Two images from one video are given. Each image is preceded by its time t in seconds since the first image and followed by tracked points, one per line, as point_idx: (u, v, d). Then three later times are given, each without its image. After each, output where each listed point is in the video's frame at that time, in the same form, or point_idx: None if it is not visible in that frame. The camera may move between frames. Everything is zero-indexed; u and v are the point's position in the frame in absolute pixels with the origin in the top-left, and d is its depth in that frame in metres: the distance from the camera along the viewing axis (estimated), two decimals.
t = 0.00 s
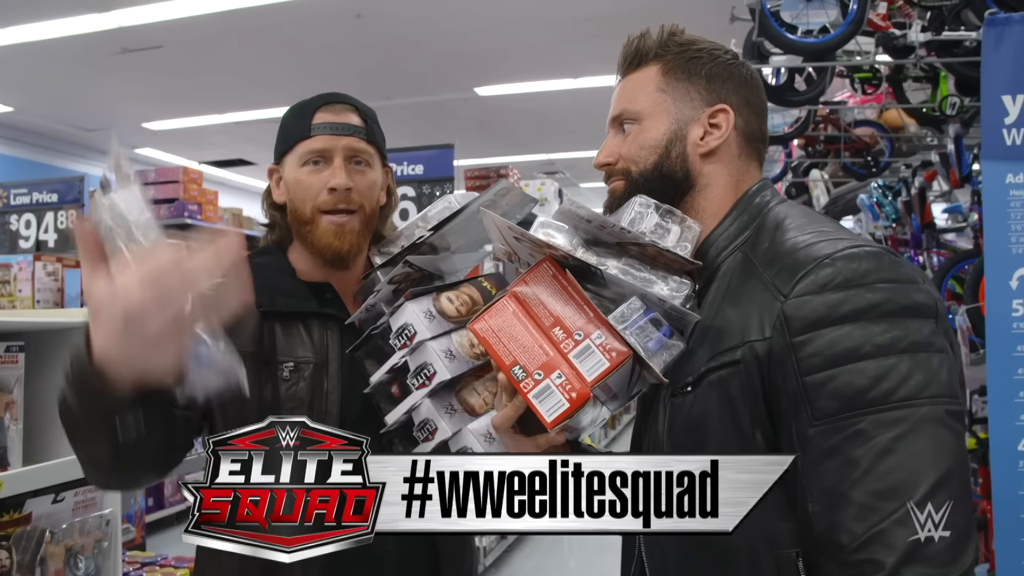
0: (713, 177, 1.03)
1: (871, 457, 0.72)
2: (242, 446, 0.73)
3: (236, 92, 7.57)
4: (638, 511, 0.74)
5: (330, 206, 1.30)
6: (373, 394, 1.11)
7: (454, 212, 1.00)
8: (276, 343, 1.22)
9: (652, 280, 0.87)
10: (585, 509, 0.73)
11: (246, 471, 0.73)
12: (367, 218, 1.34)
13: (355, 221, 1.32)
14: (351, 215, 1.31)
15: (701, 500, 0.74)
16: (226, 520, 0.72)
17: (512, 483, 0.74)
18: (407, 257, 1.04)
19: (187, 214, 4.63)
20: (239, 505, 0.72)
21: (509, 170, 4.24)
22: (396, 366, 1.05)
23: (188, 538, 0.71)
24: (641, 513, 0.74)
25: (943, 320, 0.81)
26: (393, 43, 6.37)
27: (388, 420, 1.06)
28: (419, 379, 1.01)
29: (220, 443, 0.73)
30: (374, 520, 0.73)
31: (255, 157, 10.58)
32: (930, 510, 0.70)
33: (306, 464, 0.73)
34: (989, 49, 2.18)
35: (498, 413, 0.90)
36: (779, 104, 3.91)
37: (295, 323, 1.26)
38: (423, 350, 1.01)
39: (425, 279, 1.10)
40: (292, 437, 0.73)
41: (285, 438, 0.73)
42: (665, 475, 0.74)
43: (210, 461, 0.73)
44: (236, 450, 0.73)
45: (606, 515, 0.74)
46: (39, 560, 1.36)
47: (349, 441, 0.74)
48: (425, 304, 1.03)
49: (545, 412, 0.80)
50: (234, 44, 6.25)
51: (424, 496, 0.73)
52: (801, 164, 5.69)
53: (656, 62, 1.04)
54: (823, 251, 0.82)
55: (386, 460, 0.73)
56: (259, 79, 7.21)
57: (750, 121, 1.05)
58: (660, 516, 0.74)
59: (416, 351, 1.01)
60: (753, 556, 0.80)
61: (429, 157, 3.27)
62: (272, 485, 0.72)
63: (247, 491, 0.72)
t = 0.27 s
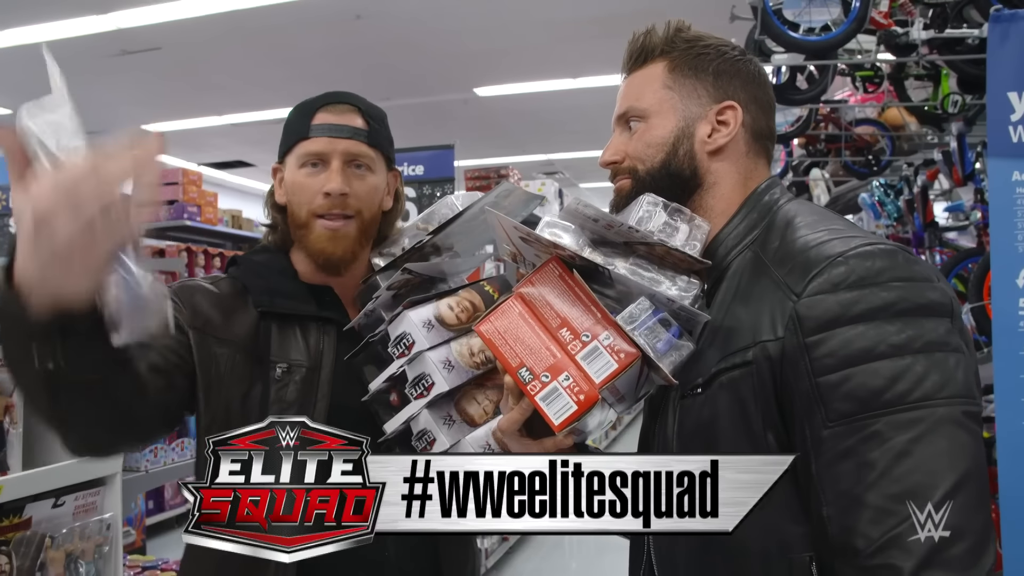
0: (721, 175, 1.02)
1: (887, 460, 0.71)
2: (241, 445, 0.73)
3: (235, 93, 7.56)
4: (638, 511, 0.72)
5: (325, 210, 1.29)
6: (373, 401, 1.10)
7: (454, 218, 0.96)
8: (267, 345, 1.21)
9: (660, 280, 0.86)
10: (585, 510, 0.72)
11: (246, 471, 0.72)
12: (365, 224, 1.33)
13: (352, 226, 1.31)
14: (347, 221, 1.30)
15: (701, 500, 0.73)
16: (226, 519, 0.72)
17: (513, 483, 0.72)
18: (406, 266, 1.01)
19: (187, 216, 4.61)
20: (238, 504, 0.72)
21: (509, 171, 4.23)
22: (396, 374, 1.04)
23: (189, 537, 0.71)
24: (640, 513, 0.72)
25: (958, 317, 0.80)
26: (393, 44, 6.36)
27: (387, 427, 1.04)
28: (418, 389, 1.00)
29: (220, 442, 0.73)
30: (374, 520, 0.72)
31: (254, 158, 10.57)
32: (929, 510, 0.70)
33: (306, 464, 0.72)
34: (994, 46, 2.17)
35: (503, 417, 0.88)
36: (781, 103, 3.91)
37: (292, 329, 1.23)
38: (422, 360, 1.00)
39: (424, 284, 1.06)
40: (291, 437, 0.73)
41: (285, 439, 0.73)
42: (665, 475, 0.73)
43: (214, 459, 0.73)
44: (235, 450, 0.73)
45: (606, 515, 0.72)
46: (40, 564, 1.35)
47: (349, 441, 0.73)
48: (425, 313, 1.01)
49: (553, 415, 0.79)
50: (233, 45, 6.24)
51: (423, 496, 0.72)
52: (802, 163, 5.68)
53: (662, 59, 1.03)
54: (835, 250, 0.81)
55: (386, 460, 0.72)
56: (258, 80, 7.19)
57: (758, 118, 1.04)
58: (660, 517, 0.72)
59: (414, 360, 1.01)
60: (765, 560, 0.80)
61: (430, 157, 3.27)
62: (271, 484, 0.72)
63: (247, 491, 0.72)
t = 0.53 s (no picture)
0: (725, 181, 1.01)
1: (898, 471, 0.70)
2: (242, 445, 0.70)
3: (235, 98, 7.56)
4: (638, 511, 0.69)
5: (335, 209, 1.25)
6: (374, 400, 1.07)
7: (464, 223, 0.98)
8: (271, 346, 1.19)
9: (665, 287, 0.85)
10: (585, 510, 0.69)
11: (247, 470, 0.70)
12: (374, 222, 1.29)
13: (360, 223, 1.27)
14: (357, 218, 1.26)
15: (702, 500, 0.70)
16: (226, 520, 0.69)
17: (512, 482, 0.69)
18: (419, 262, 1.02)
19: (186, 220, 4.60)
20: (239, 505, 0.69)
21: (509, 177, 4.22)
22: (401, 372, 1.02)
23: (190, 536, 0.70)
24: (641, 512, 0.69)
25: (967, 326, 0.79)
26: (393, 49, 6.35)
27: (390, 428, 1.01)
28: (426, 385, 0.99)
29: (220, 443, 0.70)
30: (374, 520, 0.69)
31: (254, 163, 10.56)
32: (931, 510, 0.69)
33: (306, 464, 0.69)
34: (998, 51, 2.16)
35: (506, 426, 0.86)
36: (782, 109, 3.90)
37: (293, 328, 1.25)
38: (432, 356, 0.99)
39: (433, 286, 1.06)
40: (292, 437, 0.70)
41: (284, 439, 0.70)
42: (664, 475, 0.70)
43: (213, 458, 0.70)
44: (236, 450, 0.70)
45: (606, 515, 0.69)
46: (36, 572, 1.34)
47: (349, 441, 0.70)
48: (433, 309, 1.01)
49: (557, 425, 0.77)
50: (233, 50, 6.23)
51: (424, 495, 0.69)
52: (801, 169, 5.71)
53: (665, 63, 1.02)
54: (843, 258, 0.80)
55: (386, 460, 0.69)
56: (258, 85, 7.19)
57: (763, 123, 1.03)
58: (660, 517, 0.69)
59: (423, 357, 1.00)
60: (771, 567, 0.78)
61: (430, 162, 3.26)
62: (272, 484, 0.69)
63: (247, 491, 0.69)
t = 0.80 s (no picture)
0: (729, 182, 1.00)
1: (902, 477, 0.70)
2: (241, 445, 0.69)
3: (238, 93, 7.55)
4: (638, 511, 0.68)
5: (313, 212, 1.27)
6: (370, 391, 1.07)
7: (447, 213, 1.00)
8: (261, 346, 1.26)
9: (668, 288, 0.84)
10: (585, 510, 0.68)
11: (247, 471, 0.69)
12: (352, 225, 1.32)
13: (338, 226, 1.30)
14: (334, 221, 1.29)
15: (701, 500, 0.69)
16: (226, 519, 0.69)
17: (513, 483, 0.69)
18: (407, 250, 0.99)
19: (188, 215, 4.60)
20: (239, 504, 0.69)
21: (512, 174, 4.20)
22: (394, 359, 1.00)
23: (190, 537, 0.70)
24: (640, 513, 0.68)
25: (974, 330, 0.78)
26: (396, 45, 6.34)
27: (385, 418, 1.01)
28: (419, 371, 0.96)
29: (220, 442, 0.69)
30: (374, 520, 0.68)
31: (256, 159, 10.57)
32: (930, 510, 0.69)
33: (306, 464, 0.68)
34: (1006, 53, 2.15)
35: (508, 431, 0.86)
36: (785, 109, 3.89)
37: (279, 326, 1.29)
38: (423, 340, 0.96)
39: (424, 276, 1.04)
40: (291, 437, 0.69)
41: (284, 439, 0.69)
42: (664, 475, 0.69)
43: (213, 458, 0.70)
44: (236, 450, 0.69)
45: (606, 515, 0.68)
46: (34, 567, 1.32)
47: (349, 441, 0.69)
48: (424, 295, 0.99)
49: (559, 430, 0.77)
50: (236, 45, 6.22)
51: (424, 495, 0.68)
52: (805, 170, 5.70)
53: (671, 62, 1.02)
54: (848, 260, 0.80)
55: (386, 460, 0.69)
56: (260, 81, 7.18)
57: (767, 126, 1.03)
58: (660, 517, 0.68)
59: (416, 342, 0.98)
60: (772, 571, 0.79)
61: (433, 159, 3.25)
62: (272, 484, 0.68)
63: (247, 491, 0.69)
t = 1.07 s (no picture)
0: (745, 180, 1.01)
1: (915, 474, 0.70)
2: (241, 445, 0.64)
3: (242, 88, 7.55)
4: (638, 512, 0.62)
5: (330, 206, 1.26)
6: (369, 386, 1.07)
7: (450, 212, 1.00)
8: (264, 339, 1.28)
9: (692, 288, 0.84)
10: (587, 510, 0.62)
11: (246, 471, 0.64)
12: (364, 219, 1.31)
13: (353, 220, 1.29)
14: (349, 216, 1.28)
15: (702, 500, 0.62)
16: (225, 519, 0.64)
17: (513, 483, 0.63)
18: (407, 247, 1.01)
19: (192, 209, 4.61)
20: (239, 505, 0.63)
21: (515, 170, 4.19)
22: (393, 356, 1.01)
23: (190, 536, 0.65)
24: (641, 513, 0.62)
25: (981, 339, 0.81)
26: (400, 40, 6.34)
27: (385, 413, 1.01)
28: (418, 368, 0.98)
29: (220, 442, 0.65)
30: (374, 521, 0.62)
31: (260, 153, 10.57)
32: (930, 510, 0.70)
33: (306, 465, 0.63)
34: (1011, 51, 2.14)
35: (510, 419, 0.84)
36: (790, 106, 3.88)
37: (284, 321, 1.31)
38: (423, 338, 0.98)
39: (425, 274, 1.06)
40: (291, 436, 0.64)
41: (284, 438, 0.64)
42: (665, 475, 0.63)
43: (212, 457, 0.65)
44: (236, 449, 0.64)
45: (608, 516, 0.62)
46: (39, 560, 1.32)
47: (349, 441, 0.64)
48: (424, 293, 1.01)
49: (566, 422, 0.77)
50: (240, 40, 6.22)
51: (424, 495, 0.63)
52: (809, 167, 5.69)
53: (698, 49, 1.01)
54: (873, 263, 0.82)
55: (386, 459, 0.63)
56: (265, 75, 7.19)
57: (789, 125, 1.03)
58: (661, 517, 0.62)
59: (415, 339, 0.99)
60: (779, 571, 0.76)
61: (437, 155, 3.25)
62: (271, 484, 0.63)
63: (247, 491, 0.64)
